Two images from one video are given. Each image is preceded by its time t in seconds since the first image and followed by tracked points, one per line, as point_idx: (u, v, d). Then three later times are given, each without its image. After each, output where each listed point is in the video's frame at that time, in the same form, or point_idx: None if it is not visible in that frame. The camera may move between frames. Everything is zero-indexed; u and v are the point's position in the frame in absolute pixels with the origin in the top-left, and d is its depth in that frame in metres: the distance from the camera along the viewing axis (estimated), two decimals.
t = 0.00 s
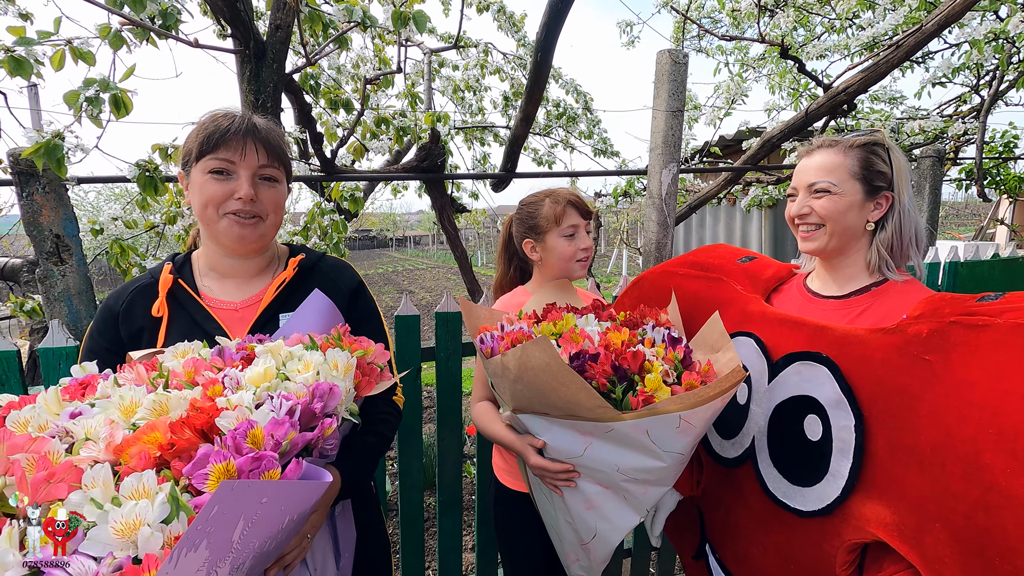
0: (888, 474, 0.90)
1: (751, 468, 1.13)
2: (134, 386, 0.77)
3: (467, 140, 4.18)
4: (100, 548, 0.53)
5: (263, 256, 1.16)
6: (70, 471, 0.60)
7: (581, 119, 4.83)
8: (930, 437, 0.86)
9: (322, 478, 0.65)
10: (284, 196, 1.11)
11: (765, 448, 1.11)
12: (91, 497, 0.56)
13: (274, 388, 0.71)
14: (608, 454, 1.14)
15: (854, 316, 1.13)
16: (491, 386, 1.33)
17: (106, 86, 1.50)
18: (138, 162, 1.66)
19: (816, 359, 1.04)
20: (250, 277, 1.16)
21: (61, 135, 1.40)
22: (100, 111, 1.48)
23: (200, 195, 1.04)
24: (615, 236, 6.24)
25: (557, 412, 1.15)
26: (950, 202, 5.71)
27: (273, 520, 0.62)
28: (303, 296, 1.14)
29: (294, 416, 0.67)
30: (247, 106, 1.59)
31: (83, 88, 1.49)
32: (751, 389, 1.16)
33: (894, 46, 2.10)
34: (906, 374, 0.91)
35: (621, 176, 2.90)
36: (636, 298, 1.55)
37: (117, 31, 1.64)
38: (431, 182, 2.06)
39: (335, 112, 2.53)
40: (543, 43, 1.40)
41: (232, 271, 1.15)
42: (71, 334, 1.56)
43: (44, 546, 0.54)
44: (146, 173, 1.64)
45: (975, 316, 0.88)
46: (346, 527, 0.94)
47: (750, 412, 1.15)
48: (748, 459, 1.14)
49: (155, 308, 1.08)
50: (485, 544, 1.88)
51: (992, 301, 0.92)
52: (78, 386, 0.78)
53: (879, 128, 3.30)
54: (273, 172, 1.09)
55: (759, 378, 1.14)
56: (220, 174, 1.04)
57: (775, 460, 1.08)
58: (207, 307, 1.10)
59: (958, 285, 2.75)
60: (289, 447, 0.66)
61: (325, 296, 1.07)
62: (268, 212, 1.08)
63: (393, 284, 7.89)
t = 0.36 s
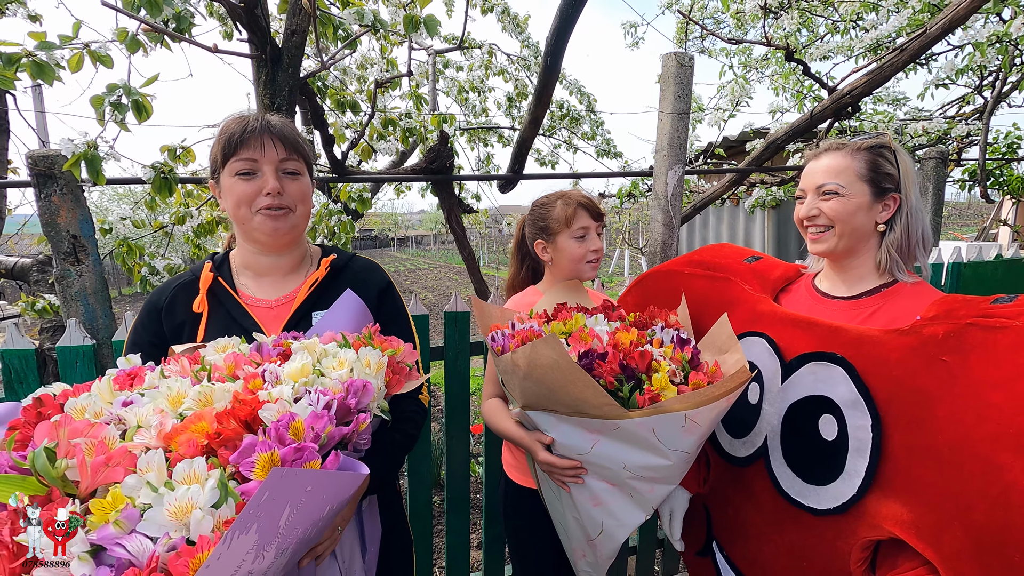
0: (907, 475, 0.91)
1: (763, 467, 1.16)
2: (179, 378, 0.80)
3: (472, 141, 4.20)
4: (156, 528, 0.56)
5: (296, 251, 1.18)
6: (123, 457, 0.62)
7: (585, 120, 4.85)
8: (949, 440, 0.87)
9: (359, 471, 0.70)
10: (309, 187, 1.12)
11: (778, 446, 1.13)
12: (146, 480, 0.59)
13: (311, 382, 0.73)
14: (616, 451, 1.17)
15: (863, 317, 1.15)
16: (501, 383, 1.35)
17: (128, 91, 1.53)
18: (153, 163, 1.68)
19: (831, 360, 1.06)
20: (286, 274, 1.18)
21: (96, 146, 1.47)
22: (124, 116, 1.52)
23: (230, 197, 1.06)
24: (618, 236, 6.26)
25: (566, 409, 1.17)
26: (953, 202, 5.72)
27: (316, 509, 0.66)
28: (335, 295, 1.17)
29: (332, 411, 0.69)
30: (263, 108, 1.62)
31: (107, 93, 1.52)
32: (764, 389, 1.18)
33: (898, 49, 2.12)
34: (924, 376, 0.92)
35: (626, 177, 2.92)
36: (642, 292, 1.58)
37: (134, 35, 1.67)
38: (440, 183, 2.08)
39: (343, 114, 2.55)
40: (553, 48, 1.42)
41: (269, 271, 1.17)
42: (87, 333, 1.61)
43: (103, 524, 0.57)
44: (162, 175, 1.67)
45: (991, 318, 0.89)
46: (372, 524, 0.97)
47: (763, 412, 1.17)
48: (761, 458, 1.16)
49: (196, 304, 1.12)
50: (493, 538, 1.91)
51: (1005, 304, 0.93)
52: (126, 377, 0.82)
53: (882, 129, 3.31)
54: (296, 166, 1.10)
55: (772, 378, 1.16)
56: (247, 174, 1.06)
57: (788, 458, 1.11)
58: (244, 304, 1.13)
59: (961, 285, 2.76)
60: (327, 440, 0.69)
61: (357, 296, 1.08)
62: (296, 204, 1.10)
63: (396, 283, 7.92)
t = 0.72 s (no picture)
0: (909, 466, 0.96)
1: (769, 462, 1.20)
2: (231, 371, 0.86)
3: (468, 142, 4.22)
4: (232, 513, 0.62)
5: (330, 250, 1.22)
6: (193, 446, 0.68)
7: (579, 122, 4.89)
8: (948, 433, 0.91)
9: (415, 458, 0.81)
10: (341, 185, 1.16)
11: (783, 442, 1.17)
12: (220, 467, 0.65)
13: (360, 375, 0.82)
14: (622, 448, 1.19)
15: (863, 317, 1.20)
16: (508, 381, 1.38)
17: (129, 90, 1.53)
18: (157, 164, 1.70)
19: (834, 358, 1.10)
20: (319, 272, 1.22)
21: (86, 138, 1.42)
22: (124, 114, 1.51)
23: (265, 194, 1.12)
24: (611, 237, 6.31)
25: (573, 406, 1.20)
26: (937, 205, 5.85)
27: (375, 493, 0.75)
28: (370, 292, 1.21)
29: (382, 402, 0.78)
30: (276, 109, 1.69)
31: (106, 91, 1.52)
32: (768, 386, 1.23)
33: (891, 57, 2.19)
34: (924, 371, 0.97)
35: (623, 179, 2.96)
36: (646, 293, 1.63)
37: (139, 35, 1.68)
38: (444, 185, 2.11)
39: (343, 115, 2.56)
40: (561, 53, 1.46)
41: (303, 269, 1.22)
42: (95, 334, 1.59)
43: (184, 509, 0.61)
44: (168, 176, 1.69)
45: (987, 317, 0.94)
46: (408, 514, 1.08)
47: (768, 408, 1.22)
48: (766, 454, 1.20)
49: (238, 301, 1.16)
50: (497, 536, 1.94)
51: (999, 302, 0.98)
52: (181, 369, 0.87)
53: (871, 133, 3.39)
54: (327, 164, 1.15)
55: (777, 376, 1.20)
56: (281, 172, 1.11)
57: (794, 454, 1.15)
58: (283, 301, 1.17)
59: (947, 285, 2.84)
60: (378, 430, 0.78)
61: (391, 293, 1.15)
62: (328, 201, 1.14)
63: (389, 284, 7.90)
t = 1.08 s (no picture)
0: (880, 435, 1.04)
1: (753, 442, 1.27)
2: (246, 356, 0.94)
3: (448, 140, 4.23)
4: (241, 492, 0.65)
5: (342, 235, 1.34)
6: (207, 427, 0.74)
7: (557, 121, 4.96)
8: (915, 402, 1.00)
9: (419, 447, 0.84)
10: (348, 169, 1.27)
11: (766, 422, 1.24)
12: (230, 448, 0.70)
13: (368, 364, 0.87)
14: (612, 430, 1.24)
15: (835, 301, 1.29)
16: (501, 369, 1.41)
17: (116, 84, 1.51)
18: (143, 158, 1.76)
19: (810, 339, 1.18)
20: (334, 260, 1.34)
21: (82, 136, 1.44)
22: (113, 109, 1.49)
23: (280, 184, 1.24)
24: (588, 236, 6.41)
25: (566, 390, 1.23)
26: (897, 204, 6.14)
27: (379, 478, 0.78)
28: (381, 283, 1.33)
29: (390, 391, 0.82)
30: (268, 103, 1.72)
31: (93, 86, 1.49)
32: (751, 370, 1.29)
33: (857, 62, 2.31)
34: (891, 347, 1.05)
35: (603, 176, 3.03)
36: (630, 289, 1.69)
37: (120, 27, 1.65)
38: (430, 181, 2.12)
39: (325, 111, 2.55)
40: (549, 52, 1.50)
41: (322, 255, 1.34)
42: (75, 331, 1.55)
43: (195, 487, 0.66)
44: (151, 170, 1.74)
45: (945, 295, 1.02)
46: (416, 502, 1.13)
47: (750, 391, 1.28)
48: (751, 435, 1.27)
49: (254, 291, 1.29)
50: (485, 514, 2.02)
51: (956, 282, 1.06)
52: (197, 355, 0.96)
53: (835, 134, 3.56)
54: (332, 149, 1.27)
55: (757, 359, 1.27)
56: (291, 161, 1.23)
57: (775, 433, 1.22)
58: (298, 290, 1.30)
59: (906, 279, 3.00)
60: (385, 418, 0.82)
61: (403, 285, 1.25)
62: (338, 184, 1.25)
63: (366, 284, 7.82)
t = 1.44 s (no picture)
0: (844, 414, 1.11)
1: (725, 425, 1.33)
2: (232, 341, 0.97)
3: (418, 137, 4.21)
4: (215, 469, 0.67)
5: (334, 228, 1.35)
6: (186, 406, 0.76)
7: (526, 119, 4.99)
8: (875, 382, 1.07)
9: (395, 430, 0.85)
10: (340, 163, 1.29)
11: (736, 405, 1.31)
12: (207, 426, 0.72)
13: (351, 351, 0.88)
14: (584, 414, 1.27)
15: (801, 287, 1.36)
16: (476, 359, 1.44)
17: (71, 69, 1.45)
18: (102, 150, 1.71)
19: (777, 324, 1.25)
20: (326, 253, 1.36)
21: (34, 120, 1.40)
22: (69, 95, 1.43)
23: (271, 178, 1.25)
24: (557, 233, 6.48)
25: (538, 376, 1.26)
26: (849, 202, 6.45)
27: (353, 459, 0.78)
28: (371, 275, 1.35)
29: (370, 376, 0.83)
30: (242, 96, 1.69)
31: (47, 70, 1.43)
32: (722, 356, 1.35)
33: (813, 64, 2.43)
34: (851, 329, 1.12)
35: (573, 173, 3.08)
36: (603, 282, 1.74)
37: (76, 11, 1.58)
38: (404, 175, 2.12)
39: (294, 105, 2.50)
40: (523, 48, 1.53)
41: (314, 248, 1.35)
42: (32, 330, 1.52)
43: (170, 463, 0.68)
44: (112, 160, 1.70)
45: (899, 278, 1.10)
46: (399, 490, 1.15)
47: (722, 375, 1.35)
48: (722, 419, 1.34)
49: (244, 279, 1.30)
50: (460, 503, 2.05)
51: (909, 266, 1.14)
52: (183, 339, 0.98)
53: (793, 134, 3.73)
54: (323, 143, 1.28)
55: (728, 346, 1.33)
56: (281, 155, 1.25)
57: (746, 414, 1.29)
58: (288, 279, 1.31)
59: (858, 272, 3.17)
60: (363, 403, 0.83)
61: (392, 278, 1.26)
62: (329, 178, 1.27)
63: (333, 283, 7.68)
